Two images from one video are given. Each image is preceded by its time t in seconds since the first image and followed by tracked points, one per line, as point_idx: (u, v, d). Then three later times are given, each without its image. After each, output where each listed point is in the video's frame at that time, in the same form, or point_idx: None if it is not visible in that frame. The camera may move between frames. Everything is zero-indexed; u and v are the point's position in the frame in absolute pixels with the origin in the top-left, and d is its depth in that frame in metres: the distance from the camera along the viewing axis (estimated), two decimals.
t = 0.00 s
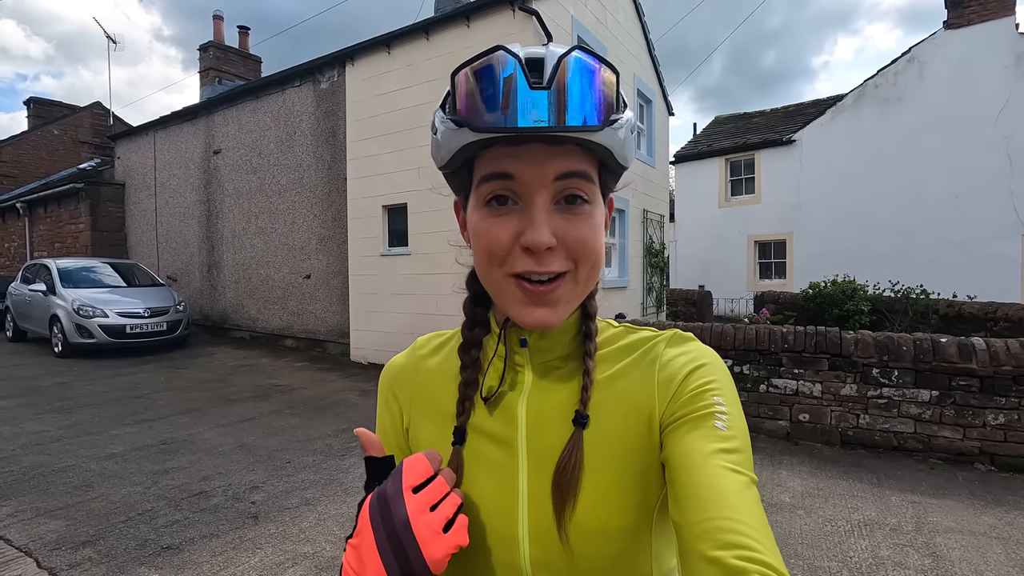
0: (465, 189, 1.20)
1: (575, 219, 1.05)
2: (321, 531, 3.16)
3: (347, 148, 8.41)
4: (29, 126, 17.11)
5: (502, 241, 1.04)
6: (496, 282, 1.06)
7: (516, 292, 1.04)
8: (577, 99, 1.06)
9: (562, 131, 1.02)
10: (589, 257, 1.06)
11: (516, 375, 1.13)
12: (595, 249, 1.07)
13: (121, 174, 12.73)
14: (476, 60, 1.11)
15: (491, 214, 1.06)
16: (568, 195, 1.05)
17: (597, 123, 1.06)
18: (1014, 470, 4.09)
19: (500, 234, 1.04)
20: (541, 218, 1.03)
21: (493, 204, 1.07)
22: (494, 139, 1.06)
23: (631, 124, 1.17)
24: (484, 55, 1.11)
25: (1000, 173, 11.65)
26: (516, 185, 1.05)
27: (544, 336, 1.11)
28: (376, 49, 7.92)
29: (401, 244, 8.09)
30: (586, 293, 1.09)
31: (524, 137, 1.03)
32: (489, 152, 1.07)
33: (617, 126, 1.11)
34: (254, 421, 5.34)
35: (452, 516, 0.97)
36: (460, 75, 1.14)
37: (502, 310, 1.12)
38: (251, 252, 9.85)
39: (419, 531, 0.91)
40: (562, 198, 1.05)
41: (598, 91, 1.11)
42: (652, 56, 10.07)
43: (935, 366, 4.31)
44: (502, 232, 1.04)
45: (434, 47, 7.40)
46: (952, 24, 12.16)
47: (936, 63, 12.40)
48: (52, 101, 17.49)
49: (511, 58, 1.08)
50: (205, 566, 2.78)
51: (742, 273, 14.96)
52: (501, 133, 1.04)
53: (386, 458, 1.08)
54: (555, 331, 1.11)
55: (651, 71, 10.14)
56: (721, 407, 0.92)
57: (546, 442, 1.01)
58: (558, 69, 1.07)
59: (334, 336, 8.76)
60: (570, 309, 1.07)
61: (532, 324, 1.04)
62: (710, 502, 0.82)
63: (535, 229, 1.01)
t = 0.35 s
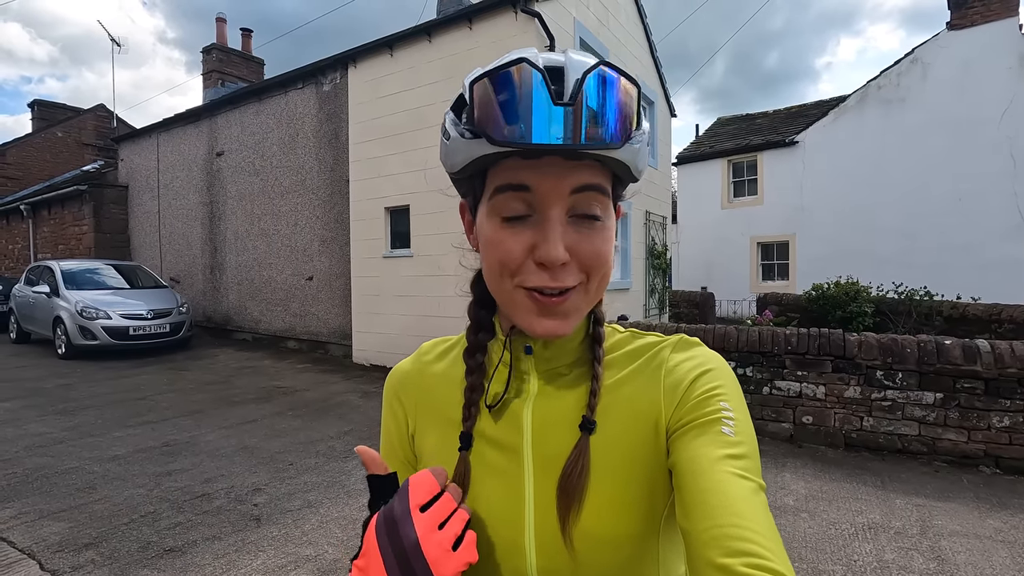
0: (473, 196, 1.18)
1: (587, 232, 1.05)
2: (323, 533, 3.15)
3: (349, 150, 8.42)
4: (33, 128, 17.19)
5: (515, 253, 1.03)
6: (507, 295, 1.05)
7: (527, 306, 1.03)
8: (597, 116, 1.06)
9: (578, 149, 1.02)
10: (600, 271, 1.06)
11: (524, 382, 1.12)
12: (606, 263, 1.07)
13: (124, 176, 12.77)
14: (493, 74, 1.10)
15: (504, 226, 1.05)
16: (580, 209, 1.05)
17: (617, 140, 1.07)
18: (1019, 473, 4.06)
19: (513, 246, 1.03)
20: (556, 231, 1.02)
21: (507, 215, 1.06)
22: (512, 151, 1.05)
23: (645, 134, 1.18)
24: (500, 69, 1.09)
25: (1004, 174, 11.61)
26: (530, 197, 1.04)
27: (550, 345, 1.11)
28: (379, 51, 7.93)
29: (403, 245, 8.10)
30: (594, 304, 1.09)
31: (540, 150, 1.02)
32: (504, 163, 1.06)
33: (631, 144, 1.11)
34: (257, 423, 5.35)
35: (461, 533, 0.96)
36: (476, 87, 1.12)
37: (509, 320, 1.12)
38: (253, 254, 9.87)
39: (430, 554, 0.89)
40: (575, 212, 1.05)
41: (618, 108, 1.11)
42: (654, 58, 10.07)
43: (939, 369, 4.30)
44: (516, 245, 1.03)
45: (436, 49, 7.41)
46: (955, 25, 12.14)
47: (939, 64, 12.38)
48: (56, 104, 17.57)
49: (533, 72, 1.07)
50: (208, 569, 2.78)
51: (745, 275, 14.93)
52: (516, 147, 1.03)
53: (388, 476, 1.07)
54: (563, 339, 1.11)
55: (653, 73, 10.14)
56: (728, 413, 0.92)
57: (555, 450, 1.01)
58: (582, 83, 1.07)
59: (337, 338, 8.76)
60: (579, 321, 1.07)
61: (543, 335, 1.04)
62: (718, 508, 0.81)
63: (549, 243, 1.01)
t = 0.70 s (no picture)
0: (502, 180, 1.08)
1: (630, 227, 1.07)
2: (321, 533, 3.15)
3: (348, 150, 8.42)
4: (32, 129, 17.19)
5: (583, 244, 0.99)
6: (562, 285, 1.00)
7: (587, 297, 1.00)
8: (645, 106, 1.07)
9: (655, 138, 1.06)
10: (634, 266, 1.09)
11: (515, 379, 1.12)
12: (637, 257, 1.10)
13: (124, 176, 12.76)
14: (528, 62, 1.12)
15: (563, 214, 1.00)
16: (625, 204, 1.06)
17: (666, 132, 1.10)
18: (1018, 473, 4.06)
19: (580, 236, 0.99)
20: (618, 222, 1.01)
21: (566, 203, 1.01)
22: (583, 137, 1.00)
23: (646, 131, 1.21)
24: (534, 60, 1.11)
25: (1003, 174, 11.62)
26: (593, 186, 1.01)
27: (545, 339, 1.10)
28: (378, 52, 7.93)
29: (402, 246, 8.09)
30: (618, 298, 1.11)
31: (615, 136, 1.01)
32: (566, 151, 1.01)
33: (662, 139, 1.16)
34: (255, 424, 5.34)
35: None
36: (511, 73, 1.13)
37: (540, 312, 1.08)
38: (252, 254, 9.87)
39: None
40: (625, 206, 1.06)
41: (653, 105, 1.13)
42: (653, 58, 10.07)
43: (937, 368, 4.30)
44: (583, 236, 0.99)
45: (435, 49, 7.41)
46: (954, 25, 12.15)
47: (937, 64, 12.40)
48: (55, 105, 17.56)
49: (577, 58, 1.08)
50: (205, 569, 2.77)
51: (744, 275, 14.93)
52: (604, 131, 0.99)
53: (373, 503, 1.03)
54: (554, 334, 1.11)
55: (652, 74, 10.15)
56: (713, 403, 0.93)
57: (544, 447, 1.00)
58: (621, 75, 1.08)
59: (335, 338, 8.76)
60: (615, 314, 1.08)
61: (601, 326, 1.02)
62: (705, 497, 0.81)
63: (616, 234, 1.00)
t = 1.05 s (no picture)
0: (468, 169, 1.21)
1: (558, 202, 1.04)
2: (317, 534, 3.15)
3: (346, 151, 8.42)
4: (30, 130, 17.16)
5: (483, 211, 1.05)
6: (473, 252, 1.07)
7: (489, 263, 1.05)
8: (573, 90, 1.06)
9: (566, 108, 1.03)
10: (569, 243, 1.04)
11: (508, 371, 1.13)
12: (577, 236, 1.05)
13: (122, 177, 12.75)
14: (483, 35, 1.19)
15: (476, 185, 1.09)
16: (554, 178, 1.05)
17: (586, 104, 1.05)
18: (1014, 473, 4.06)
19: (481, 205, 1.06)
20: (523, 193, 1.03)
21: (484, 179, 1.08)
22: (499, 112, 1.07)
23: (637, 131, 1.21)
24: (493, 30, 1.19)
25: (1000, 174, 11.64)
26: (503, 161, 1.05)
27: (534, 331, 1.12)
28: (376, 52, 7.93)
29: (400, 246, 8.09)
30: (561, 283, 1.06)
31: (521, 109, 1.04)
32: (485, 127, 1.09)
33: (613, 120, 1.09)
34: (252, 425, 5.33)
35: None
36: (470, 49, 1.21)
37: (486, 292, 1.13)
38: (250, 255, 9.86)
39: None
40: (548, 181, 1.05)
41: (598, 91, 1.09)
42: (651, 58, 10.08)
43: (934, 368, 4.30)
44: (485, 204, 1.05)
45: (433, 50, 7.41)
46: (951, 26, 12.18)
47: (935, 65, 12.42)
48: (53, 105, 17.54)
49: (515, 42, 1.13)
50: (201, 570, 2.77)
51: (742, 275, 14.94)
52: (496, 102, 1.05)
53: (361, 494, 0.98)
54: (543, 327, 1.12)
55: (650, 75, 10.17)
56: (707, 404, 0.93)
57: (538, 441, 1.00)
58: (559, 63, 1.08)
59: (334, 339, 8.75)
60: (543, 295, 1.05)
61: (500, 299, 1.03)
62: (696, 496, 0.81)
63: (513, 202, 1.02)
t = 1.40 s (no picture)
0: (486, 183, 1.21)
1: (580, 227, 1.03)
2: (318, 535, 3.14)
3: (346, 150, 8.40)
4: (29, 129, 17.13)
5: (505, 236, 1.05)
6: (495, 276, 1.07)
7: (512, 290, 1.04)
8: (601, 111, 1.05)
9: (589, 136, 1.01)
10: (589, 268, 1.03)
11: (526, 381, 1.12)
12: (598, 260, 1.04)
13: (121, 177, 12.73)
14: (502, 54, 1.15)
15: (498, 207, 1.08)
16: (574, 202, 1.04)
17: (608, 131, 1.03)
18: (1016, 473, 4.06)
19: (504, 230, 1.05)
20: (544, 219, 1.02)
21: (506, 200, 1.08)
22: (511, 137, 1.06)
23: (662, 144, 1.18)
24: (510, 51, 1.15)
25: (1001, 174, 11.63)
26: (525, 182, 1.05)
27: (555, 344, 1.11)
28: (376, 51, 7.91)
29: (400, 246, 8.08)
30: (582, 305, 1.06)
31: (542, 136, 1.03)
32: (506, 149, 1.08)
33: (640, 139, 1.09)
34: (253, 425, 5.32)
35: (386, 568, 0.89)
36: (487, 70, 1.18)
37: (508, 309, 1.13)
38: (250, 255, 9.85)
39: None
40: (569, 205, 1.04)
41: (626, 108, 1.09)
42: (651, 57, 10.05)
43: (936, 368, 4.29)
44: (507, 228, 1.05)
45: (433, 49, 7.39)
46: (953, 24, 12.16)
47: (936, 64, 12.41)
48: (52, 104, 17.51)
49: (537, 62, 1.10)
50: (201, 572, 2.76)
51: (743, 275, 14.92)
52: (517, 129, 1.04)
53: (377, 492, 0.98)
54: (565, 340, 1.11)
55: (650, 74, 10.16)
56: (726, 421, 0.92)
57: (554, 452, 0.99)
58: (586, 79, 1.06)
59: (334, 338, 8.74)
60: (562, 316, 1.05)
61: (521, 323, 1.03)
62: (711, 513, 0.81)
63: (535, 228, 1.01)
